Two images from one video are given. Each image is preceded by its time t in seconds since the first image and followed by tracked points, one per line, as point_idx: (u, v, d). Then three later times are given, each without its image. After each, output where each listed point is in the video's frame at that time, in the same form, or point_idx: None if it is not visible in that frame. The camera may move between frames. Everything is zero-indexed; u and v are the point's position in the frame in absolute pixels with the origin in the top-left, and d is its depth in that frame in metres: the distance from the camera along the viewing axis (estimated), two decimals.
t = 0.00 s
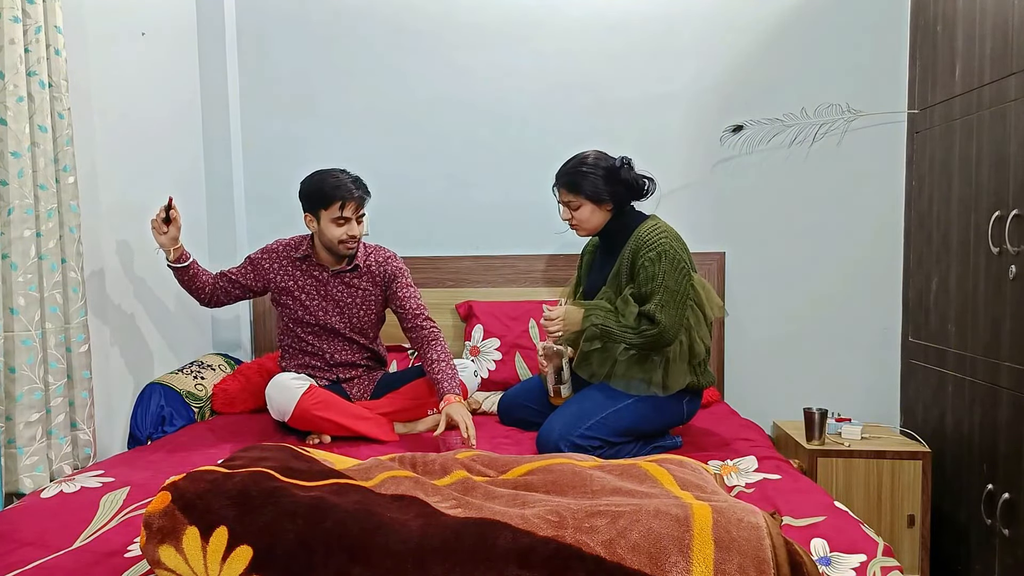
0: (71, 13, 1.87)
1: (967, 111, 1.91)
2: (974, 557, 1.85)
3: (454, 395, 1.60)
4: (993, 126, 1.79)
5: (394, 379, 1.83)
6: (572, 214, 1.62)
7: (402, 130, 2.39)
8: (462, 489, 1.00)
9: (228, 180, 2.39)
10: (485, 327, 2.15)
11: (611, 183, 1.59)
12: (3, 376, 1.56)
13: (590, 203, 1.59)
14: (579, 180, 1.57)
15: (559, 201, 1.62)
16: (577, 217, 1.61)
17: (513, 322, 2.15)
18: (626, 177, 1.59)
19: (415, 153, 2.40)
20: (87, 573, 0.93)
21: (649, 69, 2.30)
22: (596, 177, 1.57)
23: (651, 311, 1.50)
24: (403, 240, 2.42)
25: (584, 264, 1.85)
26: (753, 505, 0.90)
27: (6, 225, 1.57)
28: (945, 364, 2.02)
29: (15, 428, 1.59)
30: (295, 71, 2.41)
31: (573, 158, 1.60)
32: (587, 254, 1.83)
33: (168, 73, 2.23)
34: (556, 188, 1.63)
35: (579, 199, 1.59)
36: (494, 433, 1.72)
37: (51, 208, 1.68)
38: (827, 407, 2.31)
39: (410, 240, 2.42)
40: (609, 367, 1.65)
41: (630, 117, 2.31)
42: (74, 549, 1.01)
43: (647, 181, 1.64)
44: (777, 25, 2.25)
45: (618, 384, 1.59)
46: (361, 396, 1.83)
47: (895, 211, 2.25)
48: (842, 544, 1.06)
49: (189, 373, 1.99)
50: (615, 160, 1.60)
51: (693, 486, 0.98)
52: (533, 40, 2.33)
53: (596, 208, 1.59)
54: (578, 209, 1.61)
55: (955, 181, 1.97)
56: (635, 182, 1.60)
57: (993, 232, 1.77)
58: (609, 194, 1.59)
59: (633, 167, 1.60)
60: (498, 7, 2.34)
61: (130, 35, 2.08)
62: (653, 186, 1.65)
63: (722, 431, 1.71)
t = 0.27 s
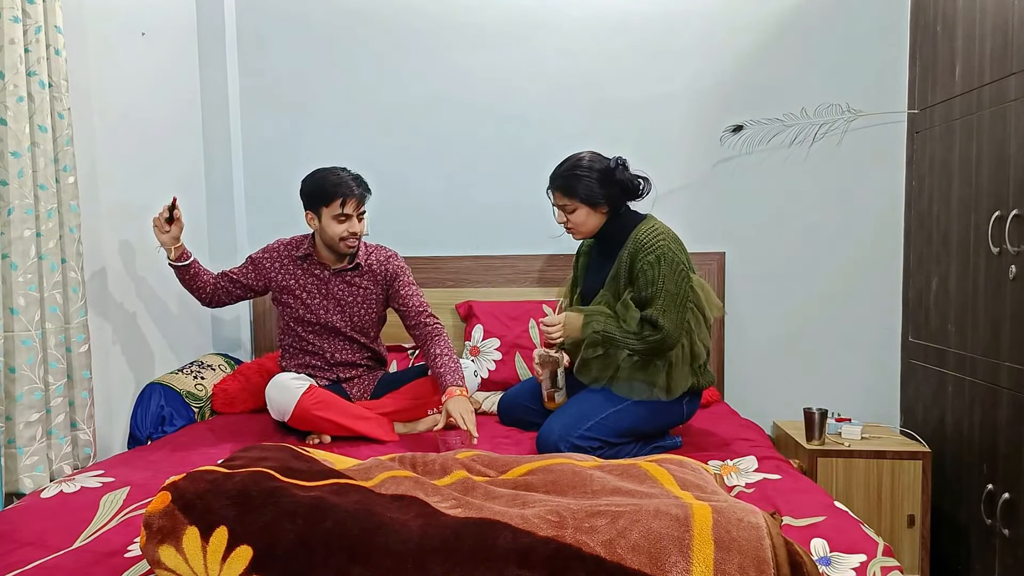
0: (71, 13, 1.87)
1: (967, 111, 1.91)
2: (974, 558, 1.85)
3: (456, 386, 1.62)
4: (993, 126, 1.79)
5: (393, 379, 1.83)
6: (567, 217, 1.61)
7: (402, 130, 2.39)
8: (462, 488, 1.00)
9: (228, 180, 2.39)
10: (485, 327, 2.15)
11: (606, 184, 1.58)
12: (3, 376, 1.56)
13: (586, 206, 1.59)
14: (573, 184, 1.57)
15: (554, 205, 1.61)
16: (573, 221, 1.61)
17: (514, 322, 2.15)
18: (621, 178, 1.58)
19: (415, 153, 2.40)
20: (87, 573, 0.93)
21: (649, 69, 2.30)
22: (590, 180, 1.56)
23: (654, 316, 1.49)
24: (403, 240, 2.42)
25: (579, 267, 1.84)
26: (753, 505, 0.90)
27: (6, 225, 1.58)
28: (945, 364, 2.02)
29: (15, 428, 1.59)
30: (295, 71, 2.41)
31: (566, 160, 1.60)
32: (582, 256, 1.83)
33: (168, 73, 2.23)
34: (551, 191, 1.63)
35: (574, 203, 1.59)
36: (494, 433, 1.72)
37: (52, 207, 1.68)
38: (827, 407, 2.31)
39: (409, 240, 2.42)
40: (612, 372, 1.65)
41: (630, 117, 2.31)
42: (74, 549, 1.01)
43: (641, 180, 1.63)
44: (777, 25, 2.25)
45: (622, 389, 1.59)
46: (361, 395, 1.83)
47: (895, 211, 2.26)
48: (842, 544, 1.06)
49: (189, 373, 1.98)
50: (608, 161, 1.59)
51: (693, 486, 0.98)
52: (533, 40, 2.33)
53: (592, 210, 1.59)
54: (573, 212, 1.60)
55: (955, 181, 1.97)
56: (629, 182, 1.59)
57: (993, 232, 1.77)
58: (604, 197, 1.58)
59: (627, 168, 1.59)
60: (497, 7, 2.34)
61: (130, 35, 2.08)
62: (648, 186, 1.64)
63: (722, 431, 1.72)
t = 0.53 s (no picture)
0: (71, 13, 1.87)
1: (967, 111, 1.91)
2: (974, 558, 1.85)
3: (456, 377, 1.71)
4: (993, 126, 1.79)
5: (394, 380, 1.84)
6: (565, 220, 1.60)
7: (402, 130, 2.39)
8: (462, 488, 1.00)
9: (228, 180, 2.39)
10: (485, 327, 2.15)
11: (602, 186, 1.58)
12: (3, 376, 1.56)
13: (584, 209, 1.58)
14: (570, 186, 1.56)
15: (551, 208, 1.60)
16: (571, 223, 1.60)
17: (514, 322, 2.15)
18: (618, 179, 1.58)
19: (415, 153, 2.40)
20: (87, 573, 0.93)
21: (649, 69, 2.30)
22: (587, 182, 1.56)
23: (658, 323, 1.49)
24: (403, 240, 2.42)
25: (573, 270, 1.82)
26: (753, 505, 0.90)
27: (6, 224, 1.57)
28: (944, 364, 2.02)
29: (15, 428, 1.59)
30: (295, 71, 2.41)
31: (561, 162, 1.59)
32: (575, 258, 1.80)
33: (168, 73, 2.23)
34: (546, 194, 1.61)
35: (571, 206, 1.58)
36: (494, 433, 1.72)
37: (52, 207, 1.68)
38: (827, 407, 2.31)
39: (409, 240, 2.42)
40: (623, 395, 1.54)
41: (630, 117, 2.31)
42: (74, 549, 1.01)
43: (637, 181, 1.64)
44: (777, 24, 2.25)
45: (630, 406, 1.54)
46: (361, 395, 1.82)
47: (895, 211, 2.25)
48: (842, 544, 1.06)
49: (189, 373, 1.98)
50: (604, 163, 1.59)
51: (693, 486, 0.98)
52: (533, 40, 2.33)
53: (590, 213, 1.58)
54: (571, 215, 1.59)
55: (954, 181, 1.97)
56: (626, 183, 1.59)
57: (993, 232, 1.77)
58: (601, 198, 1.58)
59: (623, 168, 1.59)
60: (497, 7, 2.34)
61: (130, 35, 2.08)
62: (644, 186, 1.65)
63: (721, 431, 1.72)
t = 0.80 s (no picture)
0: (71, 12, 1.87)
1: (967, 111, 1.91)
2: (974, 558, 1.85)
3: (447, 382, 1.71)
4: (993, 126, 1.79)
5: (394, 381, 1.84)
6: (561, 223, 1.59)
7: (402, 130, 2.39)
8: (462, 488, 1.00)
9: (228, 180, 2.40)
10: (485, 327, 2.15)
11: (600, 189, 1.56)
12: (3, 376, 1.56)
13: (581, 213, 1.56)
14: (567, 190, 1.54)
15: (548, 212, 1.58)
16: (567, 227, 1.58)
17: (514, 322, 2.15)
18: (615, 181, 1.57)
19: (415, 154, 2.40)
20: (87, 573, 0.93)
21: (649, 69, 2.30)
22: (584, 186, 1.54)
23: (652, 326, 1.50)
24: (404, 240, 2.42)
25: (565, 271, 1.81)
26: (753, 505, 0.90)
27: (6, 224, 1.58)
28: (944, 364, 2.02)
29: (15, 428, 1.59)
30: (296, 72, 2.41)
31: (558, 165, 1.57)
32: (568, 259, 1.79)
33: (167, 72, 2.22)
34: (543, 198, 1.60)
35: (568, 210, 1.56)
36: (493, 433, 1.72)
37: (52, 207, 1.68)
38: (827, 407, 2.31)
39: (410, 241, 2.42)
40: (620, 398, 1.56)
41: (630, 117, 2.31)
42: (74, 549, 1.01)
43: (634, 183, 1.63)
44: (777, 24, 2.25)
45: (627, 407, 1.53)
46: (361, 396, 1.82)
47: (895, 210, 2.25)
48: (842, 544, 1.06)
49: (189, 373, 1.98)
50: (602, 165, 1.58)
51: (693, 486, 0.98)
52: (533, 40, 2.33)
53: (586, 217, 1.56)
54: (568, 219, 1.58)
55: (955, 181, 1.97)
56: (624, 186, 1.58)
57: (993, 232, 1.77)
58: (599, 202, 1.56)
59: (621, 170, 1.58)
60: (498, 7, 2.33)
61: (130, 35, 2.08)
62: (641, 188, 1.64)
63: (721, 431, 1.72)
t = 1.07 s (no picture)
0: (71, 12, 1.87)
1: (967, 111, 1.91)
2: (974, 558, 1.85)
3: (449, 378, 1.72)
4: (993, 126, 1.79)
5: (395, 381, 1.84)
6: (557, 227, 1.58)
7: (402, 130, 2.39)
8: (462, 489, 1.00)
9: (228, 180, 2.40)
10: (485, 327, 2.15)
11: (597, 193, 1.56)
12: (3, 376, 1.56)
13: (577, 216, 1.56)
14: (563, 194, 1.53)
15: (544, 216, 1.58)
16: (564, 230, 1.58)
17: (514, 321, 2.15)
18: (611, 184, 1.57)
19: (415, 154, 2.40)
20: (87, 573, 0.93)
21: (649, 70, 2.30)
22: (581, 189, 1.53)
23: (650, 329, 1.51)
24: (404, 240, 2.42)
25: (561, 272, 1.80)
26: (753, 505, 0.90)
27: (6, 225, 1.58)
28: (944, 364, 2.02)
29: (15, 428, 1.59)
30: (296, 72, 2.41)
31: (554, 168, 1.56)
32: (563, 260, 1.79)
33: (167, 72, 2.22)
34: (539, 201, 1.59)
35: (565, 213, 1.55)
36: (493, 433, 1.72)
37: (52, 208, 1.68)
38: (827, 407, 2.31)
39: (410, 241, 2.42)
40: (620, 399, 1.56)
41: (630, 117, 2.31)
42: (74, 549, 1.01)
43: (630, 184, 1.63)
44: (778, 24, 2.25)
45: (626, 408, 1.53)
46: (361, 396, 1.82)
47: (895, 210, 2.25)
48: (842, 544, 1.06)
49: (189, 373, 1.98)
50: (598, 167, 1.57)
51: (693, 486, 0.98)
52: (533, 40, 2.33)
53: (582, 220, 1.56)
54: (564, 222, 1.57)
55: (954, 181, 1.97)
56: (620, 187, 1.58)
57: (993, 232, 1.77)
58: (596, 206, 1.56)
59: (617, 172, 1.58)
60: (498, 7, 2.33)
61: (130, 35, 2.08)
62: (637, 189, 1.64)
63: (721, 431, 1.72)
